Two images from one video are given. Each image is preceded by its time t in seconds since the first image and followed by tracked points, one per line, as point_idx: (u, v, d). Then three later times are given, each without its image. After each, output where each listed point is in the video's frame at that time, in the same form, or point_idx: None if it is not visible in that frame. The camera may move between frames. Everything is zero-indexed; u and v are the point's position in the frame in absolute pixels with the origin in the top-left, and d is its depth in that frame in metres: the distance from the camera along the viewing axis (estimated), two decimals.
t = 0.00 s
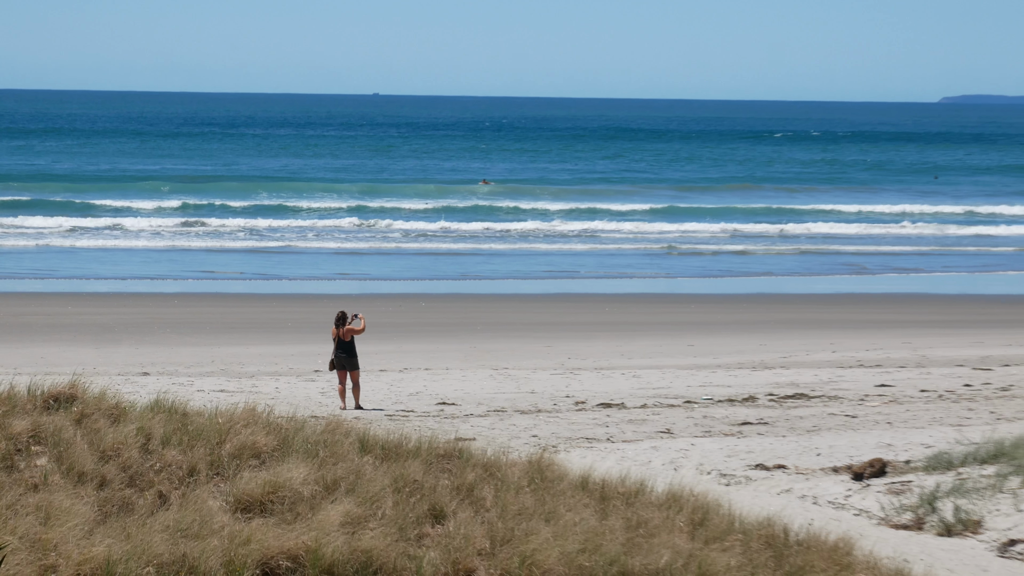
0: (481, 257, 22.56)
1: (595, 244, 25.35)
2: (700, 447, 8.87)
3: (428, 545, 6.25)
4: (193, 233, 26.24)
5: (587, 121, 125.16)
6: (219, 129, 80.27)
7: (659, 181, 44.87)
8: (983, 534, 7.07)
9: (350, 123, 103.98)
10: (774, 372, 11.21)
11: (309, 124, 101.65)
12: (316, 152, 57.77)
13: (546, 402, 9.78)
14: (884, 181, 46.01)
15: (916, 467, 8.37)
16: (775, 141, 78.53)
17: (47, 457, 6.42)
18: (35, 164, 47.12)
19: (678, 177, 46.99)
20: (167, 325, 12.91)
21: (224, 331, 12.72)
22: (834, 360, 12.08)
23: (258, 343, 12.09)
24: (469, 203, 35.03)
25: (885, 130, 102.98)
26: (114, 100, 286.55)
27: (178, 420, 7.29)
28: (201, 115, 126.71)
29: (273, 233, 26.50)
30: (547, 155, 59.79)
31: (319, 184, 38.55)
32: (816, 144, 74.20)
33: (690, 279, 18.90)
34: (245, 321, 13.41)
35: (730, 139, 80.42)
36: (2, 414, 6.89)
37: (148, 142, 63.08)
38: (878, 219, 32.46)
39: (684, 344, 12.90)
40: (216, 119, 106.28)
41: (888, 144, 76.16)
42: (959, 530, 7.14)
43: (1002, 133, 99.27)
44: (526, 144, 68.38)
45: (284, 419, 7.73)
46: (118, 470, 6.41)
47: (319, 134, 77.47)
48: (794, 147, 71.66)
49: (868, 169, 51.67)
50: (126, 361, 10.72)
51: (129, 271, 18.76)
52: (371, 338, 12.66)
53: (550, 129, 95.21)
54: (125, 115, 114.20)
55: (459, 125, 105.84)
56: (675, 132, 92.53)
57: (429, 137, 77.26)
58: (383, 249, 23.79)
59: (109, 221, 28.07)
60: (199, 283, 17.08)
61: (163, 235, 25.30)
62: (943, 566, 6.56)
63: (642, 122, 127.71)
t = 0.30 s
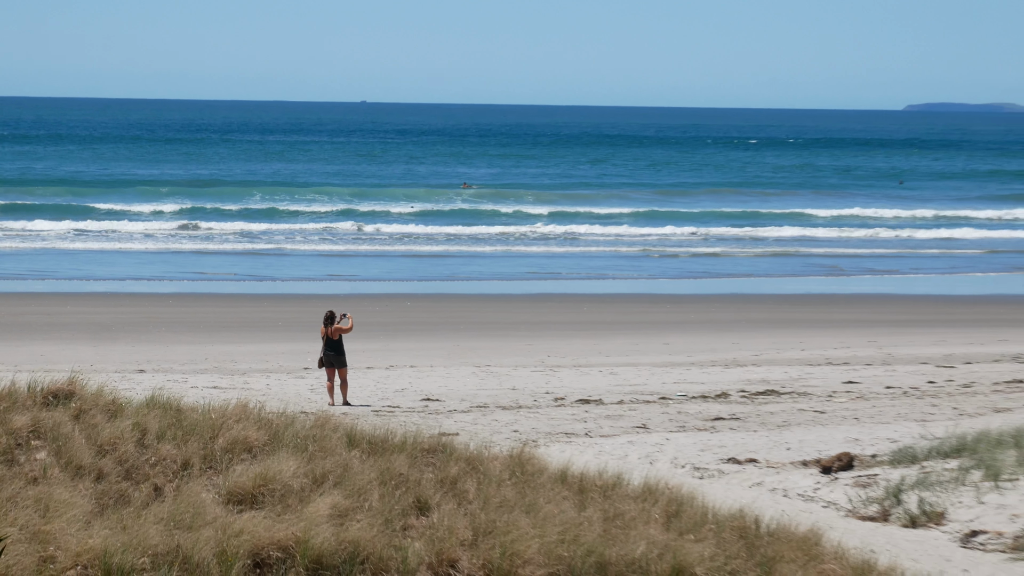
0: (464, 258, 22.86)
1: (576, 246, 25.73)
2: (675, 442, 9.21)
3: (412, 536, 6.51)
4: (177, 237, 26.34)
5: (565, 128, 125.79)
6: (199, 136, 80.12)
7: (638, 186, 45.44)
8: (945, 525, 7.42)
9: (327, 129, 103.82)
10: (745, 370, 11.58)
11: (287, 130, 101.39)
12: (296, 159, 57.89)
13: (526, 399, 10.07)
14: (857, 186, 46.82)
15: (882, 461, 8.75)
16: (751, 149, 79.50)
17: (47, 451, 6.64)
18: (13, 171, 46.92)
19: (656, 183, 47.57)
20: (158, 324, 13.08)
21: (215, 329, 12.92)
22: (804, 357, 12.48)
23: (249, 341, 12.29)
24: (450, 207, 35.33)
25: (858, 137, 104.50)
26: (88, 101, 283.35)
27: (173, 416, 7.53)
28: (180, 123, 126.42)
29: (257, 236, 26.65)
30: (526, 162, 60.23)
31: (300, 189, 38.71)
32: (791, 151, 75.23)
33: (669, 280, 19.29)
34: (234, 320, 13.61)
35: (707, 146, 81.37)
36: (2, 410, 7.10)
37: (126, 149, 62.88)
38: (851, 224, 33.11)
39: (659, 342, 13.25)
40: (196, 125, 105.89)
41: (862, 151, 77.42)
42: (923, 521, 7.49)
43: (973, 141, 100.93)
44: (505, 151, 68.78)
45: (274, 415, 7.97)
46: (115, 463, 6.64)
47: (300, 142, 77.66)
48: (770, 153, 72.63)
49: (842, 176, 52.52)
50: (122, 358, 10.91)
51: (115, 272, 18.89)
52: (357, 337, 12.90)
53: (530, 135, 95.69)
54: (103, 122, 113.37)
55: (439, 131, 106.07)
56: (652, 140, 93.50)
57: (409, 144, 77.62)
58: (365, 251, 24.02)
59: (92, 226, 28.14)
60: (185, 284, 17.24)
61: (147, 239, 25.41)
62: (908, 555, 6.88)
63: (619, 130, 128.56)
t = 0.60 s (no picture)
0: (446, 258, 23.17)
1: (556, 247, 26.08)
2: (649, 435, 9.55)
3: (396, 525, 6.76)
4: (161, 241, 26.50)
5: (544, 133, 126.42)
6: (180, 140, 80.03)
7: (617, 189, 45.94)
8: (909, 515, 7.77)
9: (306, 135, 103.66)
10: (718, 365, 11.94)
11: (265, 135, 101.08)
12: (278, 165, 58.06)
13: (506, 393, 10.36)
14: (830, 189, 47.59)
15: (849, 452, 9.13)
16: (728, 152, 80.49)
17: (42, 444, 6.85)
18: None
19: (634, 185, 48.09)
20: (149, 321, 13.27)
21: (204, 326, 13.13)
22: (774, 353, 12.86)
23: (239, 337, 12.51)
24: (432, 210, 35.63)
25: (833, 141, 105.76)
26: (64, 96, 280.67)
27: (165, 410, 7.77)
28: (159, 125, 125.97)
29: (241, 241, 26.84)
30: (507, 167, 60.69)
31: (283, 194, 38.91)
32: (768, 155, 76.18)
33: (647, 279, 19.70)
34: (223, 316, 13.83)
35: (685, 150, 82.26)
36: None
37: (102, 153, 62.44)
38: (824, 224, 33.70)
39: (635, 338, 13.60)
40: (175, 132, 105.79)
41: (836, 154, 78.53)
42: (887, 511, 7.85)
43: (944, 145, 102.63)
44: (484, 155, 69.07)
45: (262, 409, 8.23)
46: (109, 456, 6.85)
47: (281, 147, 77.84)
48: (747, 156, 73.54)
49: (816, 178, 53.32)
50: (117, 354, 11.11)
51: (102, 274, 19.03)
52: (342, 333, 13.14)
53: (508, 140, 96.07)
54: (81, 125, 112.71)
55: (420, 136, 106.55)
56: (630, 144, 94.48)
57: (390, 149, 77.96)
58: (346, 253, 24.27)
59: (71, 232, 28.15)
60: (172, 284, 17.42)
61: (132, 244, 25.57)
62: (873, 544, 7.22)
63: (596, 133, 129.19)
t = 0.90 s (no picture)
0: (424, 257, 23.44)
1: (534, 246, 26.36)
2: (622, 428, 9.88)
3: (377, 514, 7.01)
4: (139, 241, 26.56)
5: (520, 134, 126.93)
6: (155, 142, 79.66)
7: (591, 189, 46.42)
8: (873, 504, 8.12)
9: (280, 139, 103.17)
10: (688, 360, 12.32)
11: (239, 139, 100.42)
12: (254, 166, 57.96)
13: (483, 387, 10.66)
14: (802, 189, 48.33)
15: (814, 444, 9.51)
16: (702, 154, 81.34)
17: (34, 438, 7.07)
18: None
19: (609, 185, 48.61)
20: (132, 319, 13.45)
21: (187, 323, 13.33)
22: (742, 349, 13.26)
23: (222, 334, 12.72)
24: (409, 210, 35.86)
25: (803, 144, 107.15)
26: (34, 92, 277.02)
27: (153, 405, 8.00)
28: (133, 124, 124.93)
29: (219, 240, 26.95)
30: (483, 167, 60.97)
31: (261, 195, 39.00)
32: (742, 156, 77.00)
33: (620, 277, 20.09)
34: (205, 314, 14.03)
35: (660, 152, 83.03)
36: None
37: (75, 155, 61.94)
38: (795, 224, 34.26)
39: (608, 334, 13.95)
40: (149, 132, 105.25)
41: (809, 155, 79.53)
42: (852, 500, 8.19)
43: (912, 148, 104.25)
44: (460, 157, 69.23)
45: (247, 403, 8.47)
46: (98, 449, 7.07)
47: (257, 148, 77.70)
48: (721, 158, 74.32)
49: (788, 179, 54.11)
50: (102, 350, 11.30)
51: (81, 274, 19.13)
52: (322, 330, 13.38)
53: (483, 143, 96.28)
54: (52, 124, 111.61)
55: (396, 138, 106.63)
56: (606, 146, 95.07)
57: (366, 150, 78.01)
58: (324, 252, 24.41)
59: (47, 232, 28.01)
60: (152, 284, 17.58)
61: (109, 244, 25.62)
62: (838, 532, 7.54)
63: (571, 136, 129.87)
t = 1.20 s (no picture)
0: (400, 257, 23.70)
1: (510, 246, 26.71)
2: (592, 420, 10.23)
3: (354, 503, 7.24)
4: (115, 241, 26.59)
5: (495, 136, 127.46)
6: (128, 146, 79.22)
7: (566, 190, 46.88)
8: (835, 495, 8.45)
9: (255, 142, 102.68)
10: (656, 355, 12.69)
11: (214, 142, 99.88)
12: (229, 169, 57.83)
13: (458, 381, 10.98)
14: (773, 190, 49.07)
15: (777, 437, 9.89)
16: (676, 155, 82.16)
17: (23, 430, 7.31)
18: None
19: (583, 187, 49.11)
20: (113, 316, 13.64)
21: (168, 319, 13.54)
22: (708, 344, 13.66)
23: (203, 329, 12.95)
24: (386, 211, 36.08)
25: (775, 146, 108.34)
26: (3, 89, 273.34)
27: (138, 399, 8.27)
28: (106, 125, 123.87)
29: (196, 240, 27.03)
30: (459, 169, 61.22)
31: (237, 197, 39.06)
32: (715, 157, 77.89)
33: (593, 276, 20.47)
34: (184, 311, 14.23)
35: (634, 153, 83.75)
36: None
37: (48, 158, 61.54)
38: (765, 224, 34.85)
39: (578, 330, 14.31)
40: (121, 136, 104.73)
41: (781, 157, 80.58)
42: (814, 491, 8.51)
43: (881, 150, 105.81)
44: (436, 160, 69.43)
45: (229, 398, 8.74)
46: (85, 441, 7.31)
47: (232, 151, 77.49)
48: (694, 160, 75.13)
49: (759, 180, 54.88)
50: (86, 346, 11.51)
51: (59, 273, 19.22)
52: (300, 326, 13.62)
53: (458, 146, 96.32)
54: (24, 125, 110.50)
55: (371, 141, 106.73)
56: (581, 148, 95.65)
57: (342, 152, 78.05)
58: (300, 252, 24.49)
59: (23, 232, 27.98)
60: (131, 282, 17.73)
61: (84, 244, 25.63)
62: (801, 522, 7.83)
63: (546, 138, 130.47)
